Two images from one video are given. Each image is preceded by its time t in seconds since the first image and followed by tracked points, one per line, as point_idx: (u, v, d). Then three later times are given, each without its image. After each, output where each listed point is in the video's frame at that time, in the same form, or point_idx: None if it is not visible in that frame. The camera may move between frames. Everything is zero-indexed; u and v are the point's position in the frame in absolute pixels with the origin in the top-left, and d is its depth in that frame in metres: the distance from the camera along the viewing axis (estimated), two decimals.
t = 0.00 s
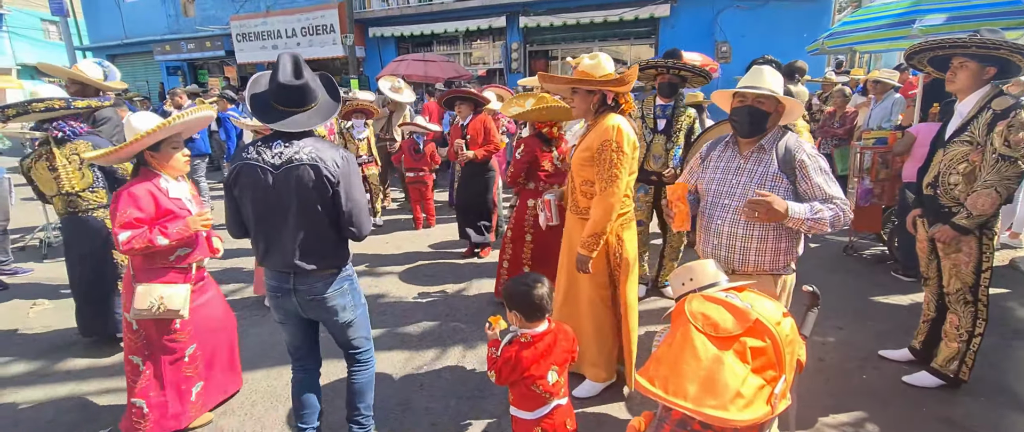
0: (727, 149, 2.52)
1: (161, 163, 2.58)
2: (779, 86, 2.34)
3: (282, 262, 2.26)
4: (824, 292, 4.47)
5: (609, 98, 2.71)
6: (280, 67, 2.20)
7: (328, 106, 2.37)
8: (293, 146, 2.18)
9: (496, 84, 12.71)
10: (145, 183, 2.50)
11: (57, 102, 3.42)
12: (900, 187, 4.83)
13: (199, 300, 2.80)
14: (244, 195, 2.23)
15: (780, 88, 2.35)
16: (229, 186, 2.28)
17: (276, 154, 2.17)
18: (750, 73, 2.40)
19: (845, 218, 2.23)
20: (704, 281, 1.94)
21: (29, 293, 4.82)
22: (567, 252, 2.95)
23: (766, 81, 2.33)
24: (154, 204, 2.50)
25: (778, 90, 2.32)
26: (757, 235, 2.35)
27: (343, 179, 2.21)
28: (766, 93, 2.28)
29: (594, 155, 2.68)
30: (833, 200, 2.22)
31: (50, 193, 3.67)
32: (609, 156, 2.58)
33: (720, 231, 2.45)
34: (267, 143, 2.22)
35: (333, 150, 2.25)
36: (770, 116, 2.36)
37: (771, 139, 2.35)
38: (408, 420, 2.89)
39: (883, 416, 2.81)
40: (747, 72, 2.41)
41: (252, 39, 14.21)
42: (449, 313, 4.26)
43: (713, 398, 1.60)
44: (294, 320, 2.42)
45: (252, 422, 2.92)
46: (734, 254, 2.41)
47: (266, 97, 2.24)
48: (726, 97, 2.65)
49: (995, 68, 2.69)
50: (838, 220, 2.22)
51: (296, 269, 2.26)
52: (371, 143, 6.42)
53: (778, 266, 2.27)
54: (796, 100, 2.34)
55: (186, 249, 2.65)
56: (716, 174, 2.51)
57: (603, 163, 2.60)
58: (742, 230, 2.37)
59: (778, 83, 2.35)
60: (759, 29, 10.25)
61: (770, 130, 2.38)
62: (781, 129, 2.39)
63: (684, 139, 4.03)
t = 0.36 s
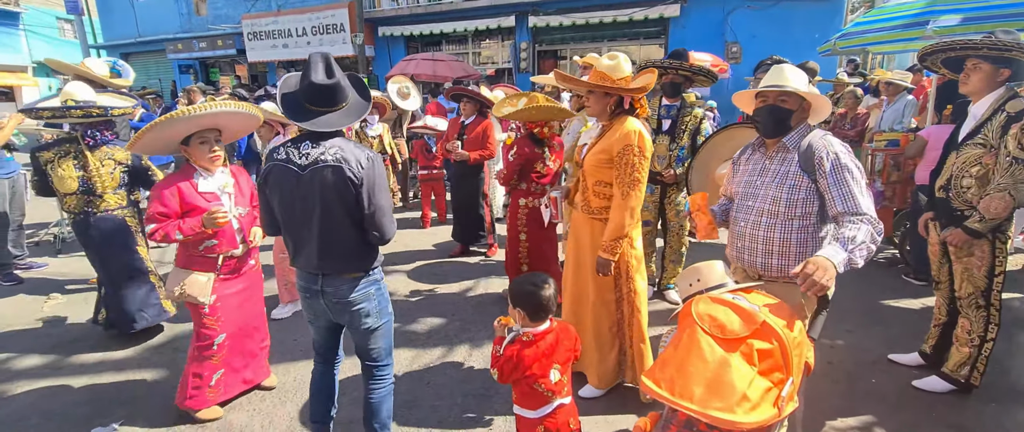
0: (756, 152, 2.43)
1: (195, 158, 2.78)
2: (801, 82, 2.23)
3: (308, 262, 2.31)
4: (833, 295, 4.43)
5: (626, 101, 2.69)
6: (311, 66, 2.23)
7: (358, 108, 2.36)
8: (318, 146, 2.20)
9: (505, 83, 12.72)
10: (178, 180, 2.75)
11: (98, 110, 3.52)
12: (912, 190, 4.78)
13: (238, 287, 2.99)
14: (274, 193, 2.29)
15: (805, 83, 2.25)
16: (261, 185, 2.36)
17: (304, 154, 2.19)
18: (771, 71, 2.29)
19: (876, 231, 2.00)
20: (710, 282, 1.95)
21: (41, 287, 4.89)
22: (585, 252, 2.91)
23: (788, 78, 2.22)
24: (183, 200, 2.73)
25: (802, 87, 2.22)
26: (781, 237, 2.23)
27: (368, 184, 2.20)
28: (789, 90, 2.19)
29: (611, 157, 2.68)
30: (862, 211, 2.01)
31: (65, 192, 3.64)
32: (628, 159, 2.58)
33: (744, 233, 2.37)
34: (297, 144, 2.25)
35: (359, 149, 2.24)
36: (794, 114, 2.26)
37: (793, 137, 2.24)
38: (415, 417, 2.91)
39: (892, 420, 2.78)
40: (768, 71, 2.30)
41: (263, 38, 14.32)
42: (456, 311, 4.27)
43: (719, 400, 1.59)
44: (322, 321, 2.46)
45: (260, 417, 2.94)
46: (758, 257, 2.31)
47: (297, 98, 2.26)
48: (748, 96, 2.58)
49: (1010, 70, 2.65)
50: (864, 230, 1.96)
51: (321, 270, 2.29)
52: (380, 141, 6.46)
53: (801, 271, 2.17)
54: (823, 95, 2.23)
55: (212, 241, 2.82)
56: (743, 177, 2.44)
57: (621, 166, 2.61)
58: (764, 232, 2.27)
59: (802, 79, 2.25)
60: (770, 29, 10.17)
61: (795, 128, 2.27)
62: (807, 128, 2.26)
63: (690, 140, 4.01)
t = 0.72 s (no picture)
0: (784, 152, 2.40)
1: (216, 153, 2.89)
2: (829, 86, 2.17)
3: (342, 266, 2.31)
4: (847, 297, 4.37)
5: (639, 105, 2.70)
6: (351, 68, 2.23)
7: (394, 112, 2.37)
8: (357, 151, 2.21)
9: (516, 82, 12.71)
10: (199, 174, 2.91)
11: (131, 117, 3.32)
12: (930, 191, 4.70)
13: (253, 283, 3.05)
14: (304, 196, 2.28)
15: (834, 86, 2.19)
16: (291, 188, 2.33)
17: (343, 158, 2.21)
18: (799, 73, 2.23)
19: (884, 243, 1.94)
20: (721, 283, 1.94)
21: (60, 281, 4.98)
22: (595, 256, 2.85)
23: (817, 80, 2.17)
24: (200, 193, 2.87)
25: (831, 90, 2.16)
26: (795, 237, 2.23)
27: (405, 187, 2.25)
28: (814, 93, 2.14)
29: (633, 160, 2.67)
30: (872, 222, 1.94)
31: (58, 188, 3.35)
32: (647, 159, 2.59)
33: (761, 230, 2.38)
34: (334, 147, 2.26)
35: (396, 155, 2.29)
36: (821, 116, 2.20)
37: (819, 137, 2.20)
38: (427, 414, 2.92)
39: (907, 426, 2.74)
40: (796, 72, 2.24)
41: (277, 38, 14.47)
42: (466, 310, 4.28)
43: (730, 402, 1.58)
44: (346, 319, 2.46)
45: (272, 411, 2.98)
46: (772, 254, 2.32)
47: (335, 101, 2.26)
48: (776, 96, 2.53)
49: None
50: (870, 239, 1.91)
51: (354, 275, 2.32)
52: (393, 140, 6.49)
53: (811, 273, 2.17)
54: (852, 99, 2.17)
55: (221, 235, 2.89)
56: (769, 175, 2.42)
57: (642, 165, 2.60)
58: (779, 231, 2.28)
59: (831, 81, 2.18)
60: (785, 28, 10.05)
61: (823, 128, 2.21)
62: (836, 128, 2.20)
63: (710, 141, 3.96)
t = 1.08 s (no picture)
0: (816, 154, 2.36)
1: (229, 149, 2.95)
2: (861, 87, 2.11)
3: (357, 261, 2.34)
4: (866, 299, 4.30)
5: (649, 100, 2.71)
6: (356, 69, 2.28)
7: (396, 111, 2.44)
8: (373, 150, 2.30)
9: (530, 81, 12.70)
10: (212, 167, 2.97)
11: (141, 108, 3.38)
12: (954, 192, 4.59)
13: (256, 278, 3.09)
14: (320, 196, 2.25)
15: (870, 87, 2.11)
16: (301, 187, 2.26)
17: (360, 157, 2.26)
18: (831, 73, 2.18)
19: (903, 252, 1.88)
20: (737, 284, 1.93)
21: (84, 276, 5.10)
22: (600, 255, 2.89)
23: (848, 81, 2.12)
24: (209, 186, 2.93)
25: (864, 92, 2.10)
26: (823, 242, 2.21)
27: (417, 183, 2.38)
28: (844, 95, 2.10)
29: (644, 157, 2.67)
30: (891, 230, 1.90)
31: (74, 186, 3.39)
32: (659, 154, 2.60)
33: (791, 233, 2.38)
34: (345, 146, 2.29)
35: (409, 154, 2.42)
36: (852, 118, 2.15)
37: (850, 142, 2.15)
38: (438, 411, 2.95)
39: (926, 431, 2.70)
40: (828, 73, 2.19)
41: (294, 37, 14.65)
42: (478, 308, 4.30)
43: (743, 403, 1.57)
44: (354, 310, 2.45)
45: (288, 406, 3.03)
46: (800, 257, 2.32)
47: (339, 99, 2.29)
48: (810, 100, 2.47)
49: None
50: (889, 247, 1.87)
51: (370, 267, 2.36)
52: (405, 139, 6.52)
53: (835, 277, 2.17)
54: (886, 102, 2.10)
55: (226, 229, 2.95)
56: (800, 177, 2.39)
57: (653, 160, 2.61)
58: (807, 235, 2.27)
59: (866, 82, 2.11)
60: (804, 26, 9.91)
61: (855, 132, 2.16)
62: (869, 132, 2.13)
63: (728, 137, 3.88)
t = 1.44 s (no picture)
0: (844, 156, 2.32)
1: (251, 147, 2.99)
2: (896, 84, 2.05)
3: (388, 243, 2.45)
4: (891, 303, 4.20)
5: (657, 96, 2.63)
6: (355, 62, 2.33)
7: (393, 97, 2.58)
8: (393, 138, 2.49)
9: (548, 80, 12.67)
10: (233, 163, 3.03)
11: (159, 102, 3.40)
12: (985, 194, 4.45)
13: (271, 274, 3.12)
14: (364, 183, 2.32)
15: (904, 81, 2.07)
16: (334, 181, 2.24)
17: (388, 145, 2.43)
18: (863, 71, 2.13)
19: (930, 260, 1.83)
20: (757, 286, 1.91)
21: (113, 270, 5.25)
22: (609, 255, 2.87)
23: (882, 80, 2.06)
24: (232, 182, 2.99)
25: (899, 91, 2.05)
26: (849, 246, 2.16)
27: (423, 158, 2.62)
28: (879, 95, 2.04)
29: (644, 155, 2.62)
30: (919, 239, 1.84)
31: (120, 188, 3.39)
32: (661, 153, 2.51)
33: (815, 236, 2.34)
34: (368, 135, 2.40)
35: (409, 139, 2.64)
36: (883, 118, 2.11)
37: (880, 146, 2.10)
38: (453, 408, 2.97)
39: None
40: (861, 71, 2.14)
41: (315, 37, 14.85)
42: (494, 307, 4.30)
43: (762, 405, 1.55)
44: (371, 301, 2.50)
45: (306, 401, 3.07)
46: (824, 261, 2.28)
47: (339, 89, 2.36)
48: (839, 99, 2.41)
49: None
50: (915, 254, 1.82)
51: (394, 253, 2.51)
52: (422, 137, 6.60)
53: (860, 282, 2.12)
54: (921, 100, 2.06)
55: (245, 224, 3.00)
56: (827, 179, 2.34)
57: (653, 159, 2.53)
58: (832, 240, 2.23)
59: (900, 78, 2.06)
60: (829, 23, 9.69)
61: (886, 133, 2.11)
62: (901, 134, 2.08)
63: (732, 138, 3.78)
